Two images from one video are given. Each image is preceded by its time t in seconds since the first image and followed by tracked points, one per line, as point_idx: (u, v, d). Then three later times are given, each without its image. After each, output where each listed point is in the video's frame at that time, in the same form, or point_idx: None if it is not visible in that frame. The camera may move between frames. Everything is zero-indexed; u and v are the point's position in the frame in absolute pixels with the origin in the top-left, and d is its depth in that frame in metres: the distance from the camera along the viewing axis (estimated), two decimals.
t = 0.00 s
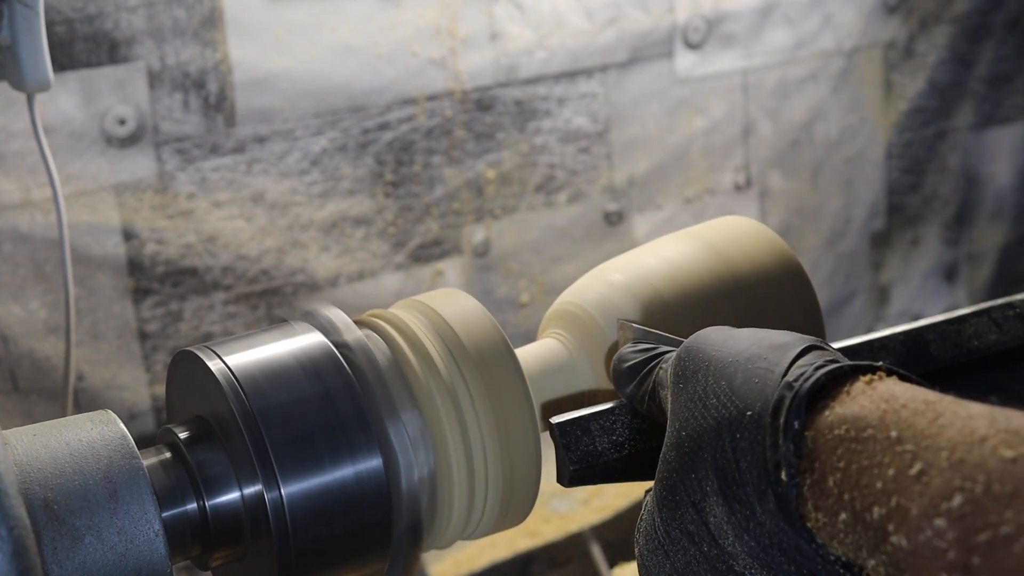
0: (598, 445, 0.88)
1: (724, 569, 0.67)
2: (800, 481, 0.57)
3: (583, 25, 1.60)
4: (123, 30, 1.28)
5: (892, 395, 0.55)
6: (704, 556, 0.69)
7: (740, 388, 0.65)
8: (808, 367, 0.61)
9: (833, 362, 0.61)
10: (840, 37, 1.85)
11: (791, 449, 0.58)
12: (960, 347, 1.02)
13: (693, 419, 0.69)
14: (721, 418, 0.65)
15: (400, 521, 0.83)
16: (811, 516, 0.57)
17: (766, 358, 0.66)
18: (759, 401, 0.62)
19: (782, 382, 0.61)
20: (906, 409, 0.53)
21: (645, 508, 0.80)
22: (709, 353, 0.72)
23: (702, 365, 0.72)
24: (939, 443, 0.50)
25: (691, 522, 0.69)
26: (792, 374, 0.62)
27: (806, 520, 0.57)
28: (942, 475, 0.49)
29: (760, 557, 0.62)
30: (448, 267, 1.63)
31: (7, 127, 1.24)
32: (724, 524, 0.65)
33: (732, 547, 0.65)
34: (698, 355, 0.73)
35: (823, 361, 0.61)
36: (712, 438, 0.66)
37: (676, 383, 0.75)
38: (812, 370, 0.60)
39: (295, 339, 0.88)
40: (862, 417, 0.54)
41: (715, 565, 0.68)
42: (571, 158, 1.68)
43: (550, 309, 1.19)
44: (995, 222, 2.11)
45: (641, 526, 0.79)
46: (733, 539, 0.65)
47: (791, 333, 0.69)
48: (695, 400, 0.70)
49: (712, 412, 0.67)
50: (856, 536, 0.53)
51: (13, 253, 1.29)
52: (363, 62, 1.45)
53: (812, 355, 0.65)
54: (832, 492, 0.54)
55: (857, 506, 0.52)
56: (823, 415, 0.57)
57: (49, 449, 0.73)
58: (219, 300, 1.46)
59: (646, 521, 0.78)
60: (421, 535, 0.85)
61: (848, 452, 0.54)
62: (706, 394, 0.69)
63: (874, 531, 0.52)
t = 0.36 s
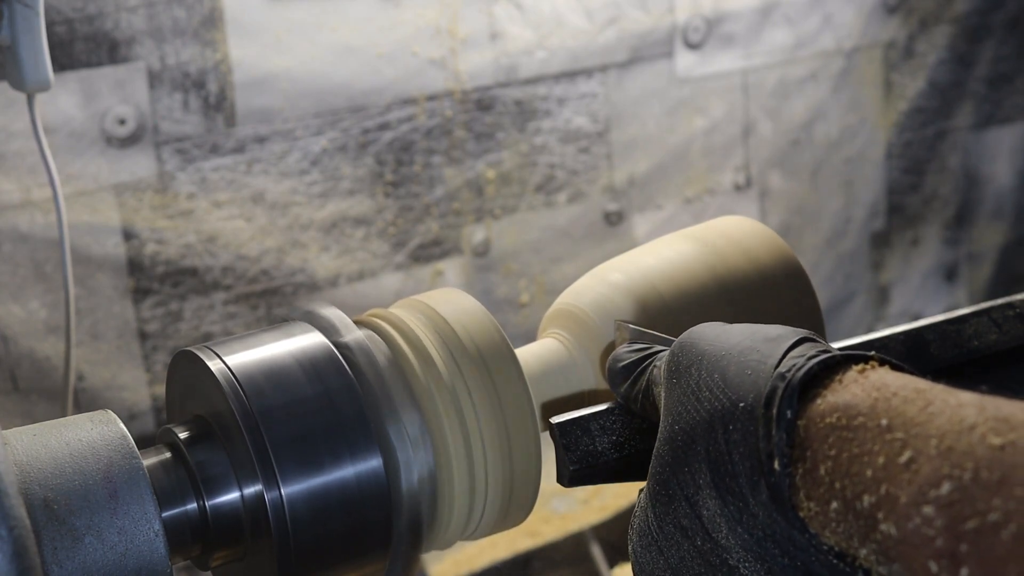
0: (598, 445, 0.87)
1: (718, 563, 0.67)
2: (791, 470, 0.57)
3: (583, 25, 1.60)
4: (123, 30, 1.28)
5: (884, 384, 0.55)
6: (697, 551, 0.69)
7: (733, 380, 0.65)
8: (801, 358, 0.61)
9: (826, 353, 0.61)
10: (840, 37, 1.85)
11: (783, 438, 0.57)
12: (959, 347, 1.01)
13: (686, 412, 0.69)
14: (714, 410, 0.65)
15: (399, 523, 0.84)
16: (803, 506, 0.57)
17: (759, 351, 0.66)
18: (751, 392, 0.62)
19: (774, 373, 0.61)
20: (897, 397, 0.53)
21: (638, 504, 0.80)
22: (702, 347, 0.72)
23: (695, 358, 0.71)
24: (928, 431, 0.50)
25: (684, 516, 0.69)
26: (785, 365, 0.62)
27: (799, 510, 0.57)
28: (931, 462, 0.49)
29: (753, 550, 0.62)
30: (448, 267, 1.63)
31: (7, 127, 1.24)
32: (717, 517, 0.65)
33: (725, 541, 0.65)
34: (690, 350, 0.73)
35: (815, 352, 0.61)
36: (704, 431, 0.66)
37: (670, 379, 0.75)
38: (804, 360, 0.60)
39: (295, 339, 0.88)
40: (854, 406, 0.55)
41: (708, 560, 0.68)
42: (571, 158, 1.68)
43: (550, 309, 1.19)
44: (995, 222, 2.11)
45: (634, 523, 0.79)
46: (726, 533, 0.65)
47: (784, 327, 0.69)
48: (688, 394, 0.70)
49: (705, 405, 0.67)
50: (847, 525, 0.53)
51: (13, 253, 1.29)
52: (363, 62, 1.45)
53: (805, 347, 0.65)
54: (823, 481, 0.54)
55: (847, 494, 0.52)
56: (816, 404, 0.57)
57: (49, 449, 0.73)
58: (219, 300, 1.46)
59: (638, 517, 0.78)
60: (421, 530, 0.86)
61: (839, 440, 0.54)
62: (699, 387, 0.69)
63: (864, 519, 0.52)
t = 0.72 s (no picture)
0: (597, 444, 0.87)
1: (714, 561, 0.67)
2: (786, 466, 0.57)
3: (583, 25, 1.60)
4: (123, 30, 1.28)
5: (876, 378, 0.56)
6: (692, 550, 0.69)
7: (726, 377, 0.65)
8: (794, 353, 0.61)
9: (820, 348, 0.61)
10: (840, 37, 1.85)
11: (777, 433, 0.57)
12: (960, 347, 1.00)
13: (680, 410, 0.69)
14: (708, 407, 0.65)
15: (399, 522, 0.84)
16: (797, 502, 0.56)
17: (753, 348, 0.66)
18: (745, 388, 0.62)
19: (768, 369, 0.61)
20: (889, 391, 0.54)
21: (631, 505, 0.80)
22: (694, 347, 0.72)
23: (687, 357, 0.72)
24: (921, 425, 0.50)
25: (679, 514, 0.69)
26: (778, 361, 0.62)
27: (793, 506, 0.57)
28: (924, 456, 0.49)
29: (748, 548, 0.62)
30: (448, 267, 1.63)
31: (7, 127, 1.24)
32: (712, 515, 0.65)
33: (720, 539, 0.65)
34: (683, 350, 0.73)
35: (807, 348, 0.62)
36: (698, 428, 0.66)
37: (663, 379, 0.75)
38: (797, 355, 0.61)
39: (295, 339, 0.87)
40: (847, 400, 0.55)
41: (704, 558, 0.68)
42: (571, 158, 1.68)
43: (550, 309, 1.19)
44: (995, 222, 2.11)
45: (629, 522, 0.79)
46: (721, 530, 0.64)
47: (777, 324, 0.69)
48: (682, 392, 0.70)
49: (698, 402, 0.67)
50: (841, 520, 0.53)
51: (13, 253, 1.29)
52: (363, 62, 1.45)
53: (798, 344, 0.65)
54: (817, 476, 0.54)
55: (841, 489, 0.52)
56: (809, 399, 0.57)
57: (49, 449, 0.73)
58: (219, 300, 1.46)
59: (633, 517, 0.78)
60: (422, 529, 0.86)
61: (832, 435, 0.54)
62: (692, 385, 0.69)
63: (858, 513, 0.52)
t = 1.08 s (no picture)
0: (597, 444, 0.87)
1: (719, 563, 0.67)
2: (793, 470, 0.57)
3: (583, 25, 1.60)
4: (123, 30, 1.28)
5: (888, 382, 0.55)
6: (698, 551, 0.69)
7: (735, 382, 0.64)
8: (804, 357, 0.61)
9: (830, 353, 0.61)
10: (840, 37, 1.85)
11: (785, 438, 0.57)
12: (960, 347, 1.00)
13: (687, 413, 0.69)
14: (715, 410, 0.65)
15: (399, 525, 0.84)
16: (804, 505, 0.56)
17: (761, 352, 0.66)
18: (753, 393, 0.62)
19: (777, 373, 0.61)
20: (903, 395, 0.53)
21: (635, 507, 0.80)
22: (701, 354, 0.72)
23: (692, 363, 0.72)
24: (937, 429, 0.50)
25: (684, 516, 0.69)
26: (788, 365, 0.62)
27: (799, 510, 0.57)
28: (940, 459, 0.49)
29: (755, 550, 0.62)
30: (448, 267, 1.63)
31: (7, 127, 1.24)
32: (717, 517, 0.65)
33: (726, 541, 0.65)
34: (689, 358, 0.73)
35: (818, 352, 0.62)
36: (705, 432, 0.66)
37: (670, 382, 0.75)
38: (808, 359, 0.60)
39: (295, 339, 0.87)
40: (858, 404, 0.54)
41: (709, 559, 0.68)
42: (571, 158, 1.68)
43: (550, 308, 1.18)
44: (995, 222, 2.12)
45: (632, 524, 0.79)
46: (727, 533, 0.64)
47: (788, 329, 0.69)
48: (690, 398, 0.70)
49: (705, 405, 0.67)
50: (850, 523, 0.53)
51: (13, 253, 1.29)
52: (363, 62, 1.45)
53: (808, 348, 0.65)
54: (826, 480, 0.54)
55: (852, 492, 0.52)
56: (819, 402, 0.57)
57: (49, 449, 0.72)
58: (219, 300, 1.45)
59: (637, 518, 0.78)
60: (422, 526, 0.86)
61: (843, 438, 0.54)
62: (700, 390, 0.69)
63: (870, 517, 0.52)
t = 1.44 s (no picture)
0: (598, 445, 0.69)
1: None
2: None
3: (583, 25, 1.60)
4: (124, 30, 1.28)
5: None
6: None
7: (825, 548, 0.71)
8: None
9: None
10: (840, 37, 1.85)
11: None
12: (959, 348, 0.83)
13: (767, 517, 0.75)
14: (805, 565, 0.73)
15: (399, 523, 0.73)
16: None
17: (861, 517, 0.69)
18: None
19: None
20: None
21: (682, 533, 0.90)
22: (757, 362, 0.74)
23: (761, 402, 0.75)
24: None
25: None
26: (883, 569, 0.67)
27: None
28: None
29: None
30: (448, 267, 1.63)
31: (7, 126, 1.24)
32: None
33: None
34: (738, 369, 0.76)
35: None
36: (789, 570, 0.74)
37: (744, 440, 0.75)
38: None
39: (294, 338, 0.76)
40: None
41: None
42: (571, 158, 1.68)
43: (547, 311, 0.96)
44: (995, 222, 2.12)
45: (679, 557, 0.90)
46: None
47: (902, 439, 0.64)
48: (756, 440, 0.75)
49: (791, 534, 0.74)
50: None
51: (13, 253, 1.29)
52: (362, 62, 1.46)
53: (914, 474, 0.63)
54: None
55: None
56: None
57: (44, 448, 0.62)
58: (219, 300, 1.45)
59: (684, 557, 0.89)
60: (420, 536, 0.75)
61: None
62: (778, 436, 0.75)
63: None
